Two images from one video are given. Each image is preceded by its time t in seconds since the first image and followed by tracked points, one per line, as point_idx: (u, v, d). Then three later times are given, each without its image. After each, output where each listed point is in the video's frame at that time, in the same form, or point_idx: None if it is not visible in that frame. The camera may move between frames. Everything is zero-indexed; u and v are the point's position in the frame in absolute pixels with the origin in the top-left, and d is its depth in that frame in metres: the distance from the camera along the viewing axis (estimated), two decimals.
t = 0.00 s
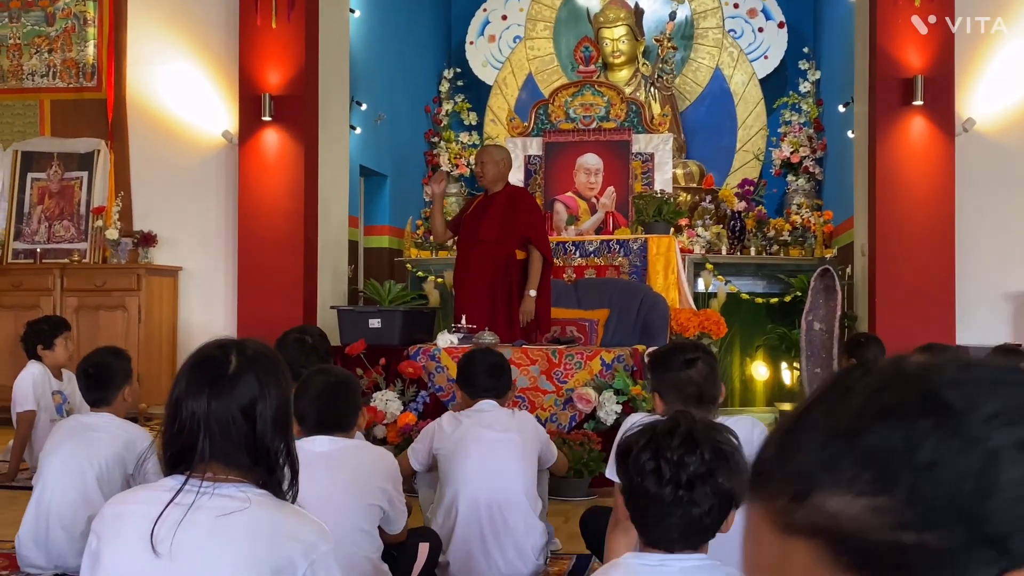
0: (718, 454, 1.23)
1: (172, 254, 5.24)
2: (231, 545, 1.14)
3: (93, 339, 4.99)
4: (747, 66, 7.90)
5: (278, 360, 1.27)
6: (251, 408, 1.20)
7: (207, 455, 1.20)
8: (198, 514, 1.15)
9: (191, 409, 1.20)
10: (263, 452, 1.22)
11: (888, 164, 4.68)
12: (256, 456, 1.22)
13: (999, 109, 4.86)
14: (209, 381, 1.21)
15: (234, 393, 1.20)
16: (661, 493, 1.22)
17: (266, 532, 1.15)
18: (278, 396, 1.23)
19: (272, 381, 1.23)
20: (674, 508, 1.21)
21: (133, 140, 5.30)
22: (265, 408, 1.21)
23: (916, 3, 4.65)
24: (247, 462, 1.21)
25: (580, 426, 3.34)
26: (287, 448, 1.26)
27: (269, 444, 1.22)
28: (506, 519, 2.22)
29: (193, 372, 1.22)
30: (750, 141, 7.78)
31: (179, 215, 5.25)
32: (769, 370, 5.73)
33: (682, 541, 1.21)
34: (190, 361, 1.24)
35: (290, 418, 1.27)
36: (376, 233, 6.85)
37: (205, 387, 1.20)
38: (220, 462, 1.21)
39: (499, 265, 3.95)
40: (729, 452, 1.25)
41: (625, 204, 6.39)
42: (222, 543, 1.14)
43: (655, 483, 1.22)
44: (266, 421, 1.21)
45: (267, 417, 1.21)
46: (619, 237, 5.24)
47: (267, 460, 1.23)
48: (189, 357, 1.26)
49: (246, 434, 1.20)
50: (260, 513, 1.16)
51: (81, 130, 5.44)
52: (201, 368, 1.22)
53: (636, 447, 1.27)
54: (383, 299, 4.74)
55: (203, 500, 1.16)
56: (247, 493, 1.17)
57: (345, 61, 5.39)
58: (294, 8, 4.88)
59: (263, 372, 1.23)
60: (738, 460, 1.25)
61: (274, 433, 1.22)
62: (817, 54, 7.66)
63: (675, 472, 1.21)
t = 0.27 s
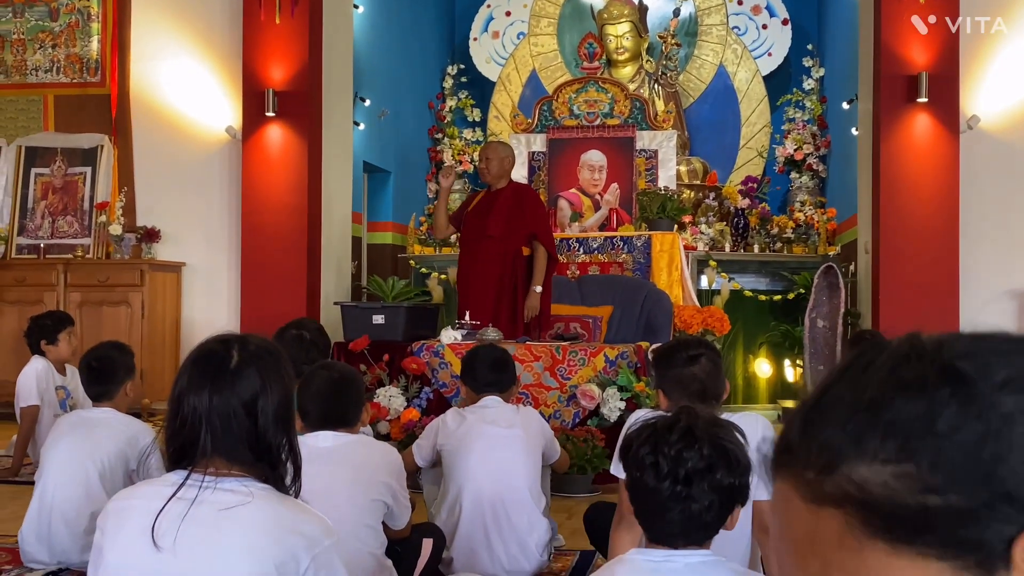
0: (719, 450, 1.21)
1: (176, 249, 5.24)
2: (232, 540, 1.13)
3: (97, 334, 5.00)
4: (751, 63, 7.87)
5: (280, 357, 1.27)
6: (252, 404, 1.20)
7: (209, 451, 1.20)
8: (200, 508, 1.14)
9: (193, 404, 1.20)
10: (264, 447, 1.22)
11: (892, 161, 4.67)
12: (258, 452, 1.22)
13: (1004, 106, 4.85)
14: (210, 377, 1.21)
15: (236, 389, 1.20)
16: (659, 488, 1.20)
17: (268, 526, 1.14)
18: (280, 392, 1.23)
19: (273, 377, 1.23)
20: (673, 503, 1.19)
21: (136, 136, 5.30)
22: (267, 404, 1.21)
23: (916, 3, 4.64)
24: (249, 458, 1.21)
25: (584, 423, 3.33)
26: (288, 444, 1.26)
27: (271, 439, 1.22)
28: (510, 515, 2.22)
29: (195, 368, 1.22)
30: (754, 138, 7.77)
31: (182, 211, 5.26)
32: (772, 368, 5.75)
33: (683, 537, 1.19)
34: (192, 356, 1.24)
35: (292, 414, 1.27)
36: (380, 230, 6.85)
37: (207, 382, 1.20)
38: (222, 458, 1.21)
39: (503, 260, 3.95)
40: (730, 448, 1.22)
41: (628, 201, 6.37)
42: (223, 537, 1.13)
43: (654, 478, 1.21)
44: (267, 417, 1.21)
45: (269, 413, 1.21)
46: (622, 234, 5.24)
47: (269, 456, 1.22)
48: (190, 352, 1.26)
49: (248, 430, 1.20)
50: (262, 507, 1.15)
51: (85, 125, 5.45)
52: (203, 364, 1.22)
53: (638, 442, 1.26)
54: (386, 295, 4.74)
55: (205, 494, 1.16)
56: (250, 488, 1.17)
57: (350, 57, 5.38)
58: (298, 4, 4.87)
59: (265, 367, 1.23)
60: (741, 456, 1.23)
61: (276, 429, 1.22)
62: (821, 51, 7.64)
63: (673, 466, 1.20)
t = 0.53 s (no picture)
0: (726, 449, 1.21)
1: (181, 247, 5.25)
2: (242, 535, 1.13)
3: (103, 332, 5.01)
4: (757, 60, 7.86)
5: (286, 355, 1.27)
6: (259, 403, 1.21)
7: (216, 450, 1.20)
8: (209, 505, 1.15)
9: (200, 403, 1.20)
10: (272, 446, 1.22)
11: (898, 159, 4.66)
12: (265, 450, 1.22)
13: (1011, 104, 4.84)
14: (217, 376, 1.21)
15: (243, 388, 1.20)
16: (667, 486, 1.20)
17: (278, 522, 1.14)
18: (286, 391, 1.23)
19: (280, 375, 1.23)
20: (680, 502, 1.19)
21: (142, 133, 5.31)
22: (274, 402, 1.21)
23: (916, 3, 4.63)
24: (256, 456, 1.21)
25: (589, 421, 3.32)
26: (295, 442, 1.26)
27: (278, 437, 1.22)
28: (516, 514, 2.22)
29: (202, 367, 1.22)
30: (759, 135, 7.76)
31: (188, 208, 5.27)
32: (777, 366, 5.77)
33: (690, 535, 1.19)
34: (198, 356, 1.24)
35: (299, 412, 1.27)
36: (385, 227, 6.85)
37: (214, 382, 1.20)
38: (229, 456, 1.21)
39: (510, 258, 3.95)
40: (738, 447, 1.22)
41: (634, 199, 6.36)
42: (232, 533, 1.13)
43: (662, 476, 1.20)
44: (274, 415, 1.21)
45: (277, 411, 1.21)
46: (628, 232, 5.24)
47: (276, 454, 1.23)
48: (198, 352, 1.26)
49: (254, 429, 1.20)
50: (272, 503, 1.15)
51: (91, 123, 5.46)
52: (209, 363, 1.22)
53: (645, 440, 1.25)
54: (391, 293, 4.74)
55: (214, 491, 1.16)
56: (257, 485, 1.17)
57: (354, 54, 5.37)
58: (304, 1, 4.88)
59: (272, 366, 1.23)
60: (748, 454, 1.23)
61: (283, 428, 1.22)
62: (827, 49, 7.62)
63: (680, 465, 1.20)
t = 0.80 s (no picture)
0: (732, 445, 1.21)
1: (187, 245, 5.26)
2: (252, 530, 1.13)
3: (109, 329, 5.03)
4: (763, 58, 7.84)
5: (293, 353, 1.27)
6: (267, 401, 1.21)
7: (224, 449, 1.21)
8: (219, 501, 1.15)
9: (208, 403, 1.21)
10: (280, 444, 1.22)
11: (904, 157, 4.65)
12: (274, 448, 1.22)
13: (1018, 101, 4.82)
14: (224, 375, 1.21)
15: (250, 388, 1.21)
16: (673, 482, 1.20)
17: (289, 518, 1.15)
18: (294, 389, 1.23)
19: (288, 373, 1.23)
20: (686, 498, 1.19)
21: (148, 131, 5.32)
22: (281, 401, 1.22)
23: (917, 2, 4.61)
24: (265, 454, 1.22)
25: (595, 418, 3.32)
26: (303, 439, 1.26)
27: (286, 435, 1.22)
28: (522, 511, 2.22)
29: (209, 367, 1.22)
30: (765, 133, 7.75)
31: (194, 206, 5.28)
32: (783, 364, 5.76)
33: (696, 531, 1.19)
34: (205, 356, 1.24)
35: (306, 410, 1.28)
36: (390, 225, 6.86)
37: (222, 381, 1.21)
38: (238, 455, 1.21)
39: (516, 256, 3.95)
40: (745, 444, 1.22)
41: (639, 197, 6.34)
42: (243, 529, 1.13)
43: (668, 472, 1.20)
44: (282, 414, 1.22)
45: (284, 410, 1.22)
46: (633, 230, 5.24)
47: (285, 452, 1.23)
48: (205, 352, 1.26)
49: (262, 428, 1.21)
50: (282, 499, 1.16)
51: (96, 120, 5.47)
52: (217, 362, 1.22)
53: (651, 436, 1.25)
54: (397, 291, 4.74)
55: (224, 488, 1.16)
56: (266, 482, 1.18)
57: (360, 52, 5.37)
58: None
59: (279, 365, 1.23)
60: (754, 451, 1.23)
61: (291, 426, 1.23)
62: (833, 46, 7.60)
63: (687, 461, 1.20)
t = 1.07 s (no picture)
0: (735, 442, 1.22)
1: (191, 243, 5.27)
2: (256, 526, 1.14)
3: (113, 327, 5.04)
4: (766, 55, 7.84)
5: (300, 351, 1.28)
6: (273, 399, 1.21)
7: (230, 445, 1.21)
8: (224, 497, 1.16)
9: (215, 399, 1.21)
10: (286, 441, 1.22)
11: (907, 154, 4.64)
12: (279, 445, 1.22)
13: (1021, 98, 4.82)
14: (232, 371, 1.22)
15: (257, 385, 1.21)
16: (676, 478, 1.20)
17: (293, 514, 1.15)
18: (300, 386, 1.23)
19: (294, 371, 1.23)
20: (689, 494, 1.19)
21: (153, 129, 5.33)
22: (288, 398, 1.22)
23: (918, 2, 4.61)
24: (270, 451, 1.22)
25: (598, 416, 3.33)
26: (308, 437, 1.27)
27: (292, 433, 1.23)
28: (525, 508, 2.23)
29: (217, 363, 1.22)
30: (768, 131, 7.75)
31: (198, 204, 5.28)
32: (786, 362, 5.77)
33: (700, 527, 1.19)
34: (213, 352, 1.25)
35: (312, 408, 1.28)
36: (393, 223, 6.87)
37: (229, 378, 1.21)
38: (244, 451, 1.21)
39: (519, 254, 3.95)
40: (747, 440, 1.23)
41: (642, 195, 6.25)
42: (247, 524, 1.14)
43: (671, 469, 1.21)
44: (287, 411, 1.22)
45: (291, 407, 1.22)
46: (636, 227, 5.24)
47: (290, 449, 1.23)
48: (213, 348, 1.26)
49: (268, 425, 1.21)
50: (286, 495, 1.16)
51: (99, 118, 5.48)
52: (225, 358, 1.22)
53: (654, 433, 1.25)
54: (399, 288, 4.74)
55: (227, 483, 1.17)
56: (271, 478, 1.18)
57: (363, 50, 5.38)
58: None
59: (285, 362, 1.23)
60: (757, 448, 1.24)
61: (297, 424, 1.23)
62: (836, 44, 7.59)
63: (690, 457, 1.20)
